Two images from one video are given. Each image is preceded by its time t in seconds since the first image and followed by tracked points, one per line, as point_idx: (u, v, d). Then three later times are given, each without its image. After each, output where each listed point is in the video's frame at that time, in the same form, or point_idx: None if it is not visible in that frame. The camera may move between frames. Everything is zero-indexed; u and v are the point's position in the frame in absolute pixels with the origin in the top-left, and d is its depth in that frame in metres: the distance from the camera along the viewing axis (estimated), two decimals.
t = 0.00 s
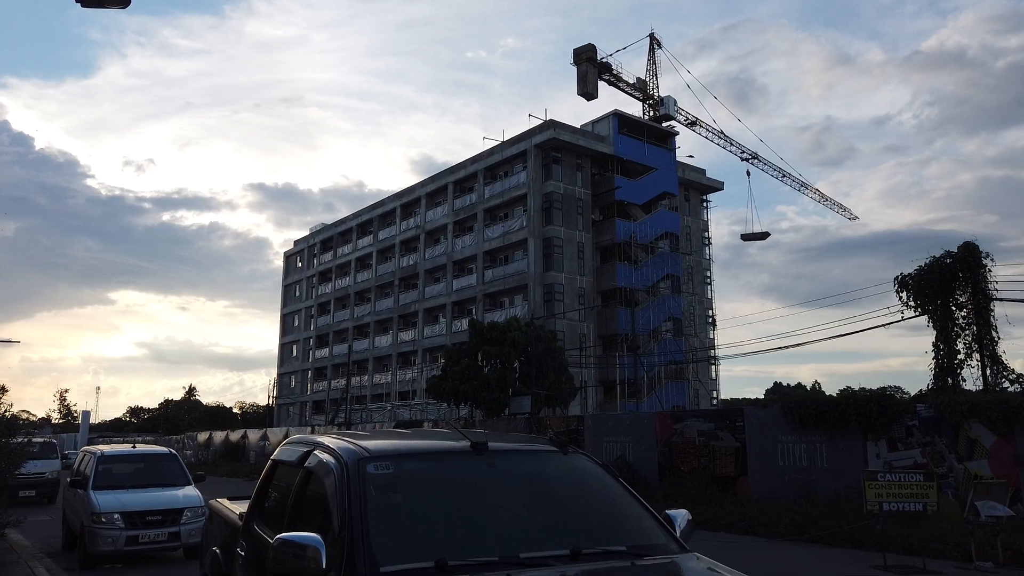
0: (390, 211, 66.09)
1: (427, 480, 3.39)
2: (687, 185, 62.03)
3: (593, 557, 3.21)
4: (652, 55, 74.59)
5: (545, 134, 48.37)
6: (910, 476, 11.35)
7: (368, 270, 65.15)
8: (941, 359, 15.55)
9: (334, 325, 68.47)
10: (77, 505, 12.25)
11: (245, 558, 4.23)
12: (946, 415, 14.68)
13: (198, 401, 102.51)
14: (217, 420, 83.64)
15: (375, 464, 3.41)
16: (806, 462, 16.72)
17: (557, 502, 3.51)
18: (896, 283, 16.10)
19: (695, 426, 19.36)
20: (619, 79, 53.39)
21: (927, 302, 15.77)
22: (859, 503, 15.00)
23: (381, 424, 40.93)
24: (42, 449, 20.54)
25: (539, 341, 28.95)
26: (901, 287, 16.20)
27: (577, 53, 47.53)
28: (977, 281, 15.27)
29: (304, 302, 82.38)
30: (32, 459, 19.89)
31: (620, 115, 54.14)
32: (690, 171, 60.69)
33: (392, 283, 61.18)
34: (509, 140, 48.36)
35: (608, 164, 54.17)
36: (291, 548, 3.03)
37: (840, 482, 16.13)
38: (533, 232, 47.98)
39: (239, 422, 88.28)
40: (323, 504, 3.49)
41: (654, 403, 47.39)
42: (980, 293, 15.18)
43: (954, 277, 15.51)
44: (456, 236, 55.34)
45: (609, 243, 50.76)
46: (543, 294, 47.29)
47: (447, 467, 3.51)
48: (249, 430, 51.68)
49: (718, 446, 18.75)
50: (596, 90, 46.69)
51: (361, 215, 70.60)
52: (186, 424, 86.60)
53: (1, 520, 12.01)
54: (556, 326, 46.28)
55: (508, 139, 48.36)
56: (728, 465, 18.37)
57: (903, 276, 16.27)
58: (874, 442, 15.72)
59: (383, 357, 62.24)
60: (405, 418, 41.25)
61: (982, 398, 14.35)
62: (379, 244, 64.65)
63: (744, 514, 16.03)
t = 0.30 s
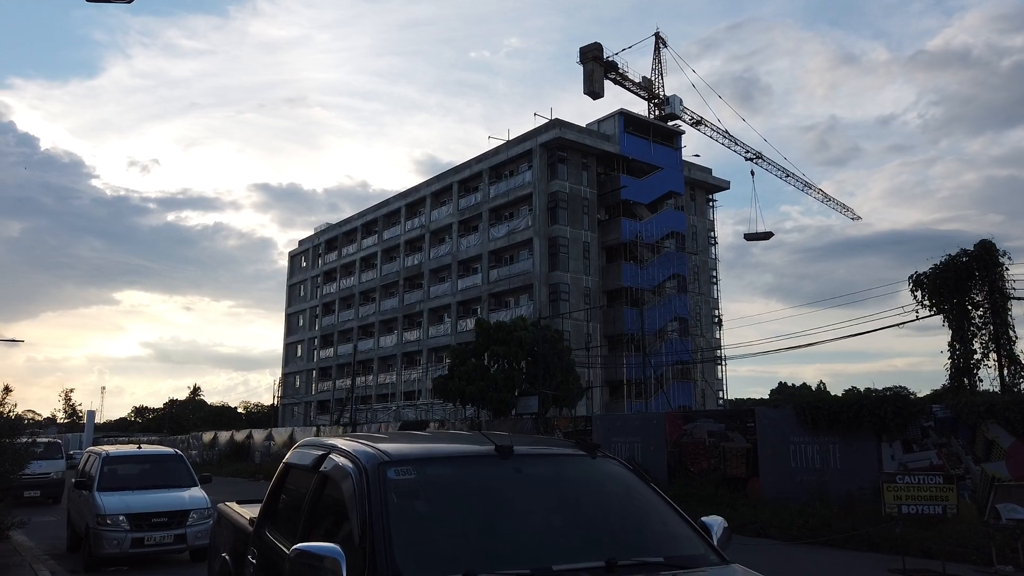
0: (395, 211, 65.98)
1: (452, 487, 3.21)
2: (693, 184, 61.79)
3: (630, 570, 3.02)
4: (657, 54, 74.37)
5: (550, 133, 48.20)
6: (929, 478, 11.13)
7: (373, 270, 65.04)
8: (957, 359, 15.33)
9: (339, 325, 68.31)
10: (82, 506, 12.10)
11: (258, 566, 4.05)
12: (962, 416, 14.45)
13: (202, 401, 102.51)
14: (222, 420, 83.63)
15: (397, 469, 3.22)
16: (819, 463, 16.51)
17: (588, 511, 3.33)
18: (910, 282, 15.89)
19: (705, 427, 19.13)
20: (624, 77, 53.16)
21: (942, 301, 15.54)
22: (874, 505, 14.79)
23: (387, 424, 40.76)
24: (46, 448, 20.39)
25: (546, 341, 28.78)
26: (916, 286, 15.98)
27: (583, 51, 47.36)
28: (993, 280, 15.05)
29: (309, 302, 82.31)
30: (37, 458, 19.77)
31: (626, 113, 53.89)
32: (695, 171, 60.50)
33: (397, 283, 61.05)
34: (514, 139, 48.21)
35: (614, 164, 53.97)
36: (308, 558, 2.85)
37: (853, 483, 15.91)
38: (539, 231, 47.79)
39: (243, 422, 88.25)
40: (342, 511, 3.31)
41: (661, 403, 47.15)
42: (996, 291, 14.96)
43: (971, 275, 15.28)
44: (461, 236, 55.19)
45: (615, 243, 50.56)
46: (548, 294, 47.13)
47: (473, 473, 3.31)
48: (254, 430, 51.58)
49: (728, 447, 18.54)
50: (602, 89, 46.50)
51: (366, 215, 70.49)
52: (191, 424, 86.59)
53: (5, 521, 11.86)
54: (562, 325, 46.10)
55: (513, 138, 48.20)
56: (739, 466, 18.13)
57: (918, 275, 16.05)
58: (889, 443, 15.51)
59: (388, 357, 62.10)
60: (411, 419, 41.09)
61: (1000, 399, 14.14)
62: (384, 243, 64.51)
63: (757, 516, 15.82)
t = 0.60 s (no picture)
0: (399, 210, 65.82)
1: (474, 486, 3.02)
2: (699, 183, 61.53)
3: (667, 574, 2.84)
4: (663, 53, 74.12)
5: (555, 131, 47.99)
6: (947, 477, 10.91)
7: (378, 270, 64.91)
8: (972, 357, 15.11)
9: (343, 324, 68.20)
10: (85, 507, 11.94)
11: (267, 571, 3.87)
12: (979, 414, 14.21)
13: (207, 401, 102.55)
14: (227, 420, 83.60)
15: (415, 468, 3.02)
16: (831, 463, 16.30)
17: (621, 515, 3.14)
18: (925, 279, 15.68)
19: (715, 426, 18.90)
20: (630, 75, 52.92)
21: (957, 298, 15.33)
22: (888, 505, 14.57)
23: (391, 423, 40.57)
24: (50, 448, 20.23)
25: (552, 340, 28.60)
26: (930, 282, 15.77)
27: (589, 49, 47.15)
28: (1009, 276, 14.81)
29: (313, 302, 82.25)
30: (41, 459, 19.59)
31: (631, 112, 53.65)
32: (701, 169, 60.25)
33: (402, 282, 60.92)
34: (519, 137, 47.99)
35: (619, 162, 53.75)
36: (323, 563, 2.65)
37: (866, 483, 15.71)
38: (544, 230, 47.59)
39: (248, 422, 88.23)
40: (358, 513, 3.11)
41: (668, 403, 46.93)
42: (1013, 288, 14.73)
43: (986, 272, 15.07)
44: (466, 234, 55.04)
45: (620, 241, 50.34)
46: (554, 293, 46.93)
47: (496, 472, 3.12)
48: (259, 429, 51.47)
49: (738, 446, 18.26)
50: (607, 87, 46.28)
51: (370, 214, 70.34)
52: (196, 424, 86.62)
53: (8, 521, 11.73)
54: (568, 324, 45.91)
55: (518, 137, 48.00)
56: (749, 466, 17.87)
57: (933, 272, 15.85)
58: (903, 442, 15.30)
59: (393, 357, 61.96)
60: (416, 418, 40.87)
61: (1018, 397, 13.90)
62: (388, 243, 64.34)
63: (768, 516, 15.61)
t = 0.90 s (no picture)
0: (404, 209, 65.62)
1: (497, 489, 2.80)
2: (705, 181, 61.24)
3: None
4: (667, 50, 73.82)
5: (560, 129, 47.74)
6: (967, 478, 10.66)
7: (382, 269, 64.74)
8: (988, 355, 14.85)
9: (347, 324, 68.04)
10: (88, 508, 11.75)
11: None
12: (996, 413, 13.96)
13: (211, 401, 102.47)
14: (231, 420, 83.57)
15: (433, 470, 2.80)
16: (844, 463, 16.07)
17: (654, 522, 2.92)
18: (939, 275, 15.42)
19: (725, 426, 18.63)
20: (635, 73, 52.63)
21: (972, 294, 15.06)
22: (903, 506, 14.32)
23: (397, 422, 40.41)
24: (54, 449, 20.09)
25: (558, 338, 28.38)
26: (945, 279, 15.51)
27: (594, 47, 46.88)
28: None
29: (317, 302, 82.15)
30: (44, 459, 19.44)
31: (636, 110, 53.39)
32: (706, 167, 59.97)
33: (406, 281, 60.73)
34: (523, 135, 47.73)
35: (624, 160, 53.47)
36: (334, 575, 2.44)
37: (880, 483, 15.46)
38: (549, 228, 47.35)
39: (252, 422, 88.23)
40: (371, 519, 2.89)
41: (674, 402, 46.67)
42: None
43: (1002, 268, 14.80)
44: (470, 233, 54.83)
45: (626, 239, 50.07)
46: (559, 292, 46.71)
47: (519, 475, 2.90)
48: (264, 429, 51.32)
49: (748, 445, 17.99)
50: (613, 84, 46.01)
51: (374, 213, 70.16)
52: (201, 424, 86.59)
53: (10, 522, 11.56)
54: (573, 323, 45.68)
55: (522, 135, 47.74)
56: (760, 466, 17.59)
57: (947, 268, 15.58)
58: (918, 442, 15.04)
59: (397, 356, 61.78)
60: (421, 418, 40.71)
61: None
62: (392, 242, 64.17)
63: (781, 516, 15.36)
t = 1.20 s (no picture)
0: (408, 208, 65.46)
1: (531, 492, 2.60)
2: (711, 180, 61.01)
3: None
4: (673, 49, 73.54)
5: (566, 127, 47.53)
6: (989, 479, 10.44)
7: (387, 268, 64.59)
8: (1005, 353, 14.60)
9: (352, 323, 67.92)
10: (93, 508, 11.57)
11: None
12: (1014, 412, 13.73)
13: (216, 401, 102.40)
14: (236, 419, 83.53)
15: (462, 472, 2.60)
16: (858, 463, 15.86)
17: (699, 527, 2.72)
18: (955, 272, 15.18)
19: (735, 425, 18.35)
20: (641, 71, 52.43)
21: (988, 291, 14.82)
22: (920, 507, 14.09)
23: (402, 422, 40.28)
24: (58, 448, 19.97)
25: (565, 336, 28.16)
26: (961, 276, 15.27)
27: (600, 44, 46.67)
28: None
29: (321, 301, 82.00)
30: (49, 458, 19.33)
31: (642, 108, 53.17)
32: (712, 165, 59.72)
33: (411, 280, 60.58)
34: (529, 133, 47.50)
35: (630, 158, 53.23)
36: None
37: (895, 483, 15.21)
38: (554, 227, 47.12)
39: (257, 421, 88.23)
40: (397, 524, 2.69)
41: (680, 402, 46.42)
42: None
43: (1020, 264, 14.56)
44: (475, 232, 54.64)
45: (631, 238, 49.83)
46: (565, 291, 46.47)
47: (553, 477, 2.70)
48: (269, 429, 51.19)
49: (759, 445, 17.72)
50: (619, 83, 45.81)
51: (378, 212, 70.03)
52: (206, 423, 86.52)
53: (14, 523, 11.39)
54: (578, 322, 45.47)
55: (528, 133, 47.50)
56: (771, 466, 17.33)
57: (964, 265, 15.34)
58: (933, 441, 14.81)
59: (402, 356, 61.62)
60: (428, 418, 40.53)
61: None
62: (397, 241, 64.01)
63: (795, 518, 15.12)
